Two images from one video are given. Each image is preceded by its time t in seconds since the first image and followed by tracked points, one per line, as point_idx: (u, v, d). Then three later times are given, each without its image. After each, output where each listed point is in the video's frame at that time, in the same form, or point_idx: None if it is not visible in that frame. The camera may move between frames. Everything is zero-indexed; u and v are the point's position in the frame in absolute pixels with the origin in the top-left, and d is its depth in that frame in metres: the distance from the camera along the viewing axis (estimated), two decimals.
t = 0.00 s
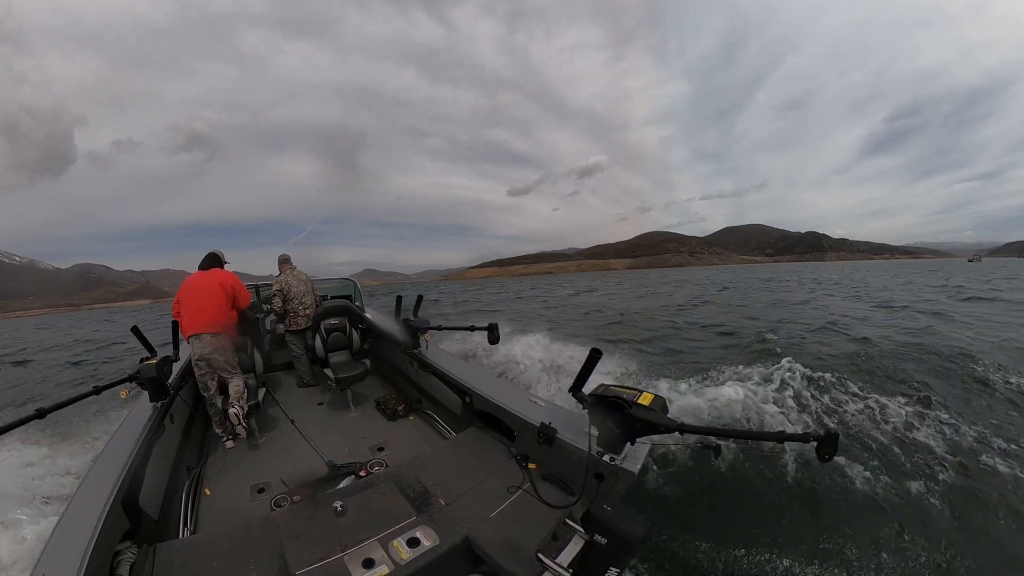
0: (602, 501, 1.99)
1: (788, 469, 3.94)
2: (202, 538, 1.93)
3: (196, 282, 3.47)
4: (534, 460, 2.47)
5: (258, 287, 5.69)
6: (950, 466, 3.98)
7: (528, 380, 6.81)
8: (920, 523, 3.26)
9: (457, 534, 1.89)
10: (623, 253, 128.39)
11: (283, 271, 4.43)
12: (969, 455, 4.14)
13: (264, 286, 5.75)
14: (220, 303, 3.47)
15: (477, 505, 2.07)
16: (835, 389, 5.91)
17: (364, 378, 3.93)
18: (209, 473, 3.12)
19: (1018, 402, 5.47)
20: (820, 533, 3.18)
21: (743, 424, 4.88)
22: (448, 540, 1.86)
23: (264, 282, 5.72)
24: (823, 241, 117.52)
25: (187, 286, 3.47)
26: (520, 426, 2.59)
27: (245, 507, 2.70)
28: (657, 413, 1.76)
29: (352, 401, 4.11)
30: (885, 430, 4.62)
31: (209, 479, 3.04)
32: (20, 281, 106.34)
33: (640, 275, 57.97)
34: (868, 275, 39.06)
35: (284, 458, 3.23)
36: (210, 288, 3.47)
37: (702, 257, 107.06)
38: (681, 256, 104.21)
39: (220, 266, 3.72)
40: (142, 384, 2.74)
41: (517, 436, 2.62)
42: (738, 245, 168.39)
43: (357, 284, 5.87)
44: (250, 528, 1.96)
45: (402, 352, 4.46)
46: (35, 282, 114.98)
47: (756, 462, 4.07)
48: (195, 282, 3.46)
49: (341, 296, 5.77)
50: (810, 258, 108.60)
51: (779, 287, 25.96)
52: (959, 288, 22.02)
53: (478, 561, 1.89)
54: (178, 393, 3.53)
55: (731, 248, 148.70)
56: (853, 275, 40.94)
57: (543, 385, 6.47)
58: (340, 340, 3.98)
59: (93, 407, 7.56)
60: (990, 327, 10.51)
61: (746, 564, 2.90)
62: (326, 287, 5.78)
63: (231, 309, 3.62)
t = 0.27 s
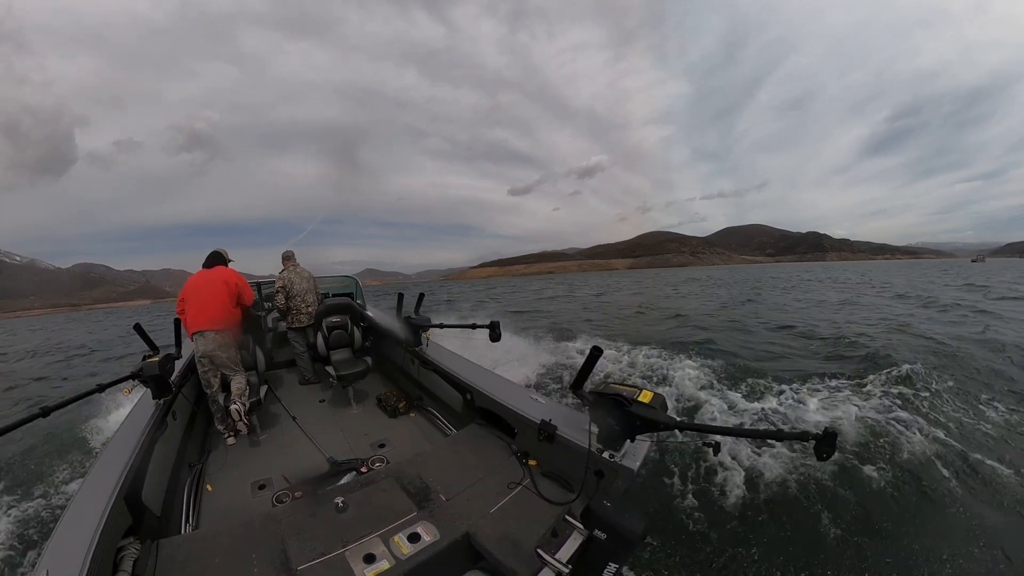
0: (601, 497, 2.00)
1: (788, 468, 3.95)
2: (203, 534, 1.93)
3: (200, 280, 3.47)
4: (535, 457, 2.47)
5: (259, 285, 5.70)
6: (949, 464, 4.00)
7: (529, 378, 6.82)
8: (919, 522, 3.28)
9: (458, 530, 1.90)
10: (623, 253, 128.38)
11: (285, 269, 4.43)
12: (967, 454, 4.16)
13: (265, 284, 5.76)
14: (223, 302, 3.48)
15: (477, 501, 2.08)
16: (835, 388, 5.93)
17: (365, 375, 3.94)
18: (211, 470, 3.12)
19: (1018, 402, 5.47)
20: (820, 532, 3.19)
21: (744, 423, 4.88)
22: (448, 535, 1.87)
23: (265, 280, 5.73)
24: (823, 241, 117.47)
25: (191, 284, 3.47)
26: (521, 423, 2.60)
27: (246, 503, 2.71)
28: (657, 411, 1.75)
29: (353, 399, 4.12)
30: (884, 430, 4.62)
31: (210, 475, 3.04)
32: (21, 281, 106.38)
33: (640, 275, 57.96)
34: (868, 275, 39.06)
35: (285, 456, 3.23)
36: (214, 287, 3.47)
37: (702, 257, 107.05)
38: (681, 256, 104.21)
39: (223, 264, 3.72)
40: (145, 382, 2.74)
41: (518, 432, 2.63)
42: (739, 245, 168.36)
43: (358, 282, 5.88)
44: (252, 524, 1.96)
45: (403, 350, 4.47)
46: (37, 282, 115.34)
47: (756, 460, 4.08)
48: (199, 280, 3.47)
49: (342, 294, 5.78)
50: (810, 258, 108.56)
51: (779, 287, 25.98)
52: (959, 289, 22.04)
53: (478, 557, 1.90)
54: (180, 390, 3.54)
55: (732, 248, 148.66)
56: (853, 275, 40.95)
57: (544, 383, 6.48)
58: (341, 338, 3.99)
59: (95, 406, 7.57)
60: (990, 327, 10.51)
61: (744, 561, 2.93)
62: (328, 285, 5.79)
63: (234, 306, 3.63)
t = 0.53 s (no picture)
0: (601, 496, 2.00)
1: (788, 467, 3.96)
2: (206, 531, 1.94)
3: (202, 278, 3.48)
4: (535, 455, 2.48)
5: (261, 283, 5.71)
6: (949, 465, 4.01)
7: (529, 377, 6.83)
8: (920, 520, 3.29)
9: (458, 528, 1.90)
10: (624, 253, 128.41)
11: (288, 266, 4.44)
12: (967, 454, 4.17)
13: (267, 283, 5.77)
14: (226, 300, 3.49)
15: (478, 499, 2.09)
16: (835, 388, 5.93)
17: (367, 373, 3.95)
18: (213, 467, 3.13)
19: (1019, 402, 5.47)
20: (821, 530, 3.19)
21: (744, 422, 4.88)
22: (449, 533, 1.87)
23: (267, 279, 5.74)
24: (825, 241, 117.33)
25: (194, 282, 3.48)
26: (522, 420, 2.60)
27: (248, 500, 2.72)
28: (657, 410, 1.75)
29: (354, 397, 4.13)
30: (884, 431, 4.63)
31: (212, 473, 3.06)
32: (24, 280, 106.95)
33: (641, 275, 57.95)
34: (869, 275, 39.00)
35: (287, 453, 3.24)
36: (216, 285, 3.48)
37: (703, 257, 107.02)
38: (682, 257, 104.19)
39: (226, 263, 3.73)
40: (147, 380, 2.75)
41: (519, 430, 2.64)
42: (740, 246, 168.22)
43: (359, 281, 5.89)
44: (253, 522, 1.97)
45: (404, 348, 4.48)
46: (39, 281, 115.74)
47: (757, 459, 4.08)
48: (202, 278, 3.48)
49: (344, 293, 5.79)
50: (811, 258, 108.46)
51: (780, 287, 25.96)
52: (960, 290, 22.03)
53: (478, 555, 1.90)
54: (182, 388, 3.55)
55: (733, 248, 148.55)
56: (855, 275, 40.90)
57: (544, 383, 6.49)
58: (343, 336, 4.00)
59: (97, 405, 7.60)
60: (991, 328, 10.51)
61: (742, 559, 2.94)
62: (329, 284, 5.81)
63: (237, 305, 3.64)
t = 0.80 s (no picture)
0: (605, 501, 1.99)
1: (790, 469, 3.93)
2: (206, 535, 1.93)
3: (203, 282, 3.48)
4: (538, 459, 2.47)
5: (262, 285, 5.71)
6: (955, 466, 3.97)
7: (531, 378, 6.82)
8: (925, 524, 3.26)
9: (460, 533, 1.89)
10: (624, 253, 128.38)
11: (291, 269, 4.44)
12: (971, 456, 4.15)
13: (269, 285, 5.77)
14: (227, 303, 3.48)
15: (480, 504, 2.08)
16: (838, 388, 5.91)
17: (369, 376, 3.94)
18: (214, 470, 3.13)
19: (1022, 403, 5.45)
20: (825, 534, 3.17)
21: (747, 424, 4.86)
22: (451, 538, 1.86)
23: (269, 281, 5.74)
24: (826, 241, 117.17)
25: (194, 286, 3.48)
26: (525, 425, 2.59)
27: (249, 504, 2.71)
28: (662, 413, 1.75)
29: (356, 399, 4.13)
30: (887, 432, 4.60)
31: (214, 476, 3.05)
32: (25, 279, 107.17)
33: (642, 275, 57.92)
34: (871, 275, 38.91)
35: (288, 456, 3.24)
36: (217, 288, 3.48)
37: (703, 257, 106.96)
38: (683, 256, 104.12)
39: (226, 265, 3.72)
40: (148, 383, 2.74)
41: (522, 434, 2.63)
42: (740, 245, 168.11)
43: (361, 283, 5.89)
44: (254, 526, 1.96)
45: (406, 351, 4.47)
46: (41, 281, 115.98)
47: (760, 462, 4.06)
48: (202, 281, 3.47)
49: (346, 295, 5.79)
50: (812, 258, 108.37)
51: (782, 287, 25.90)
52: (964, 289, 21.94)
53: (481, 560, 1.90)
54: (183, 391, 3.54)
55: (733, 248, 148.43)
56: (856, 275, 40.82)
57: (546, 384, 6.48)
58: (344, 338, 3.99)
59: (99, 406, 7.61)
60: (993, 328, 10.49)
61: (744, 562, 2.92)
62: (331, 286, 5.80)
63: (238, 308, 3.64)
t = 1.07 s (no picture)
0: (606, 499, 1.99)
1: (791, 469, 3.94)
2: (210, 531, 1.94)
3: (206, 280, 3.48)
4: (540, 458, 2.48)
5: (265, 284, 5.73)
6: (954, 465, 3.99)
7: (532, 378, 6.84)
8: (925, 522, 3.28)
9: (462, 530, 1.90)
10: (625, 253, 128.39)
11: (297, 267, 4.45)
12: (971, 456, 4.15)
13: (272, 283, 5.79)
14: (230, 301, 3.49)
15: (481, 502, 2.08)
16: (839, 389, 5.91)
17: (371, 374, 3.95)
18: (217, 467, 3.14)
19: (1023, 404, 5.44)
20: (826, 533, 3.18)
21: (748, 424, 4.86)
22: (453, 535, 1.87)
23: (272, 279, 5.76)
24: (827, 241, 117.00)
25: (198, 284, 3.48)
26: (526, 423, 2.60)
27: (252, 501, 2.72)
28: (662, 412, 1.75)
29: (358, 398, 4.14)
30: (888, 432, 4.60)
31: (216, 473, 3.06)
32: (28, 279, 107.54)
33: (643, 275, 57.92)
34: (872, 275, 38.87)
35: (291, 454, 3.24)
36: (220, 287, 3.48)
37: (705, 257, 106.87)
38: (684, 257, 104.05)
39: (230, 264, 3.73)
40: (152, 380, 2.75)
41: (523, 433, 2.63)
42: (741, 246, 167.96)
43: (364, 281, 5.91)
44: (257, 523, 1.97)
45: (408, 350, 4.48)
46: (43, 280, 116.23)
47: (761, 461, 4.07)
48: (205, 280, 3.48)
49: (349, 294, 5.80)
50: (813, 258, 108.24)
51: (783, 287, 25.89)
52: (966, 290, 21.91)
53: (482, 557, 1.90)
54: (186, 388, 3.56)
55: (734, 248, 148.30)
56: (858, 275, 40.76)
57: (547, 384, 6.49)
58: (347, 337, 3.99)
59: (102, 404, 7.65)
60: (995, 329, 10.46)
61: (744, 561, 2.93)
62: (334, 284, 5.82)
63: (241, 307, 3.64)
